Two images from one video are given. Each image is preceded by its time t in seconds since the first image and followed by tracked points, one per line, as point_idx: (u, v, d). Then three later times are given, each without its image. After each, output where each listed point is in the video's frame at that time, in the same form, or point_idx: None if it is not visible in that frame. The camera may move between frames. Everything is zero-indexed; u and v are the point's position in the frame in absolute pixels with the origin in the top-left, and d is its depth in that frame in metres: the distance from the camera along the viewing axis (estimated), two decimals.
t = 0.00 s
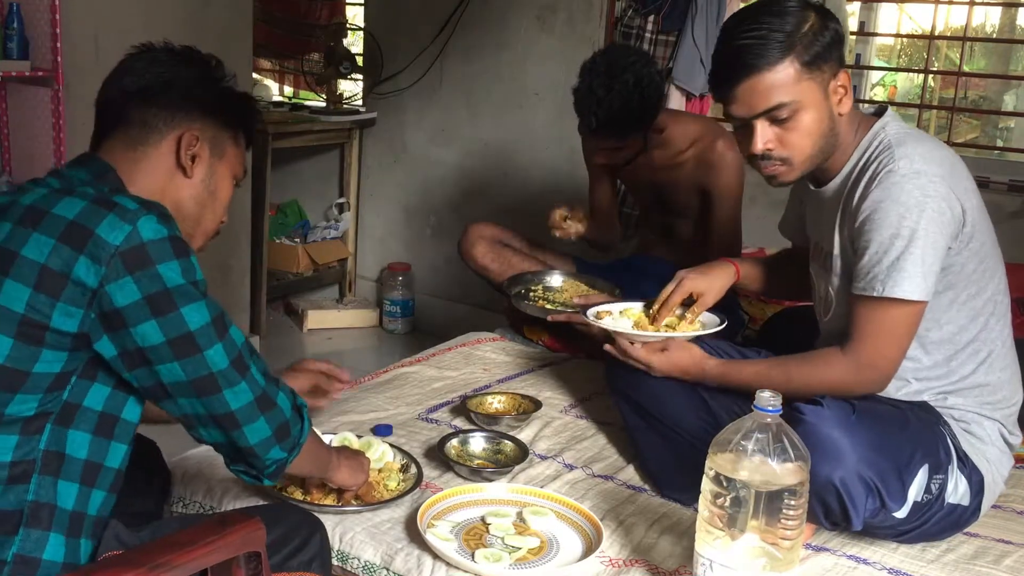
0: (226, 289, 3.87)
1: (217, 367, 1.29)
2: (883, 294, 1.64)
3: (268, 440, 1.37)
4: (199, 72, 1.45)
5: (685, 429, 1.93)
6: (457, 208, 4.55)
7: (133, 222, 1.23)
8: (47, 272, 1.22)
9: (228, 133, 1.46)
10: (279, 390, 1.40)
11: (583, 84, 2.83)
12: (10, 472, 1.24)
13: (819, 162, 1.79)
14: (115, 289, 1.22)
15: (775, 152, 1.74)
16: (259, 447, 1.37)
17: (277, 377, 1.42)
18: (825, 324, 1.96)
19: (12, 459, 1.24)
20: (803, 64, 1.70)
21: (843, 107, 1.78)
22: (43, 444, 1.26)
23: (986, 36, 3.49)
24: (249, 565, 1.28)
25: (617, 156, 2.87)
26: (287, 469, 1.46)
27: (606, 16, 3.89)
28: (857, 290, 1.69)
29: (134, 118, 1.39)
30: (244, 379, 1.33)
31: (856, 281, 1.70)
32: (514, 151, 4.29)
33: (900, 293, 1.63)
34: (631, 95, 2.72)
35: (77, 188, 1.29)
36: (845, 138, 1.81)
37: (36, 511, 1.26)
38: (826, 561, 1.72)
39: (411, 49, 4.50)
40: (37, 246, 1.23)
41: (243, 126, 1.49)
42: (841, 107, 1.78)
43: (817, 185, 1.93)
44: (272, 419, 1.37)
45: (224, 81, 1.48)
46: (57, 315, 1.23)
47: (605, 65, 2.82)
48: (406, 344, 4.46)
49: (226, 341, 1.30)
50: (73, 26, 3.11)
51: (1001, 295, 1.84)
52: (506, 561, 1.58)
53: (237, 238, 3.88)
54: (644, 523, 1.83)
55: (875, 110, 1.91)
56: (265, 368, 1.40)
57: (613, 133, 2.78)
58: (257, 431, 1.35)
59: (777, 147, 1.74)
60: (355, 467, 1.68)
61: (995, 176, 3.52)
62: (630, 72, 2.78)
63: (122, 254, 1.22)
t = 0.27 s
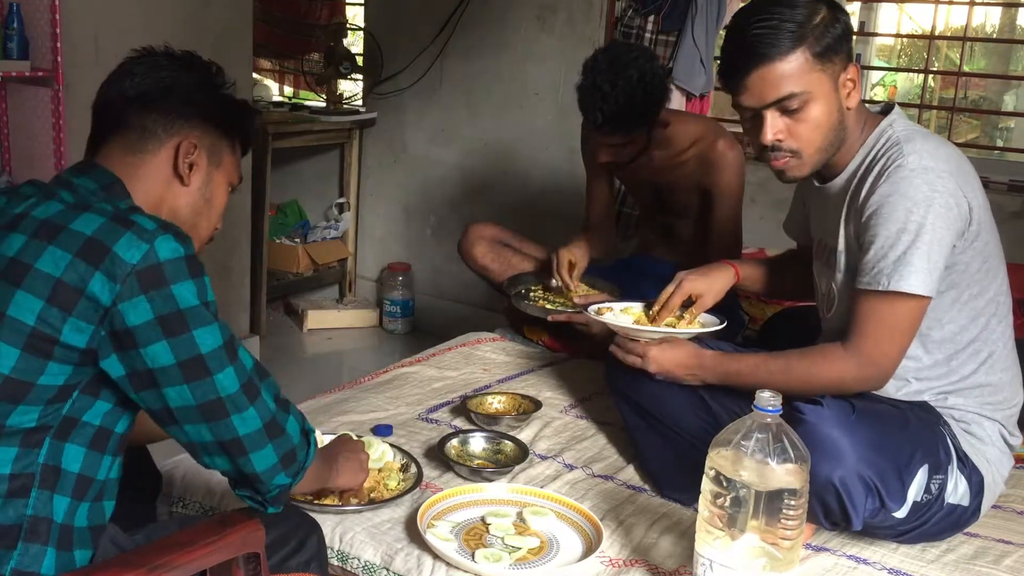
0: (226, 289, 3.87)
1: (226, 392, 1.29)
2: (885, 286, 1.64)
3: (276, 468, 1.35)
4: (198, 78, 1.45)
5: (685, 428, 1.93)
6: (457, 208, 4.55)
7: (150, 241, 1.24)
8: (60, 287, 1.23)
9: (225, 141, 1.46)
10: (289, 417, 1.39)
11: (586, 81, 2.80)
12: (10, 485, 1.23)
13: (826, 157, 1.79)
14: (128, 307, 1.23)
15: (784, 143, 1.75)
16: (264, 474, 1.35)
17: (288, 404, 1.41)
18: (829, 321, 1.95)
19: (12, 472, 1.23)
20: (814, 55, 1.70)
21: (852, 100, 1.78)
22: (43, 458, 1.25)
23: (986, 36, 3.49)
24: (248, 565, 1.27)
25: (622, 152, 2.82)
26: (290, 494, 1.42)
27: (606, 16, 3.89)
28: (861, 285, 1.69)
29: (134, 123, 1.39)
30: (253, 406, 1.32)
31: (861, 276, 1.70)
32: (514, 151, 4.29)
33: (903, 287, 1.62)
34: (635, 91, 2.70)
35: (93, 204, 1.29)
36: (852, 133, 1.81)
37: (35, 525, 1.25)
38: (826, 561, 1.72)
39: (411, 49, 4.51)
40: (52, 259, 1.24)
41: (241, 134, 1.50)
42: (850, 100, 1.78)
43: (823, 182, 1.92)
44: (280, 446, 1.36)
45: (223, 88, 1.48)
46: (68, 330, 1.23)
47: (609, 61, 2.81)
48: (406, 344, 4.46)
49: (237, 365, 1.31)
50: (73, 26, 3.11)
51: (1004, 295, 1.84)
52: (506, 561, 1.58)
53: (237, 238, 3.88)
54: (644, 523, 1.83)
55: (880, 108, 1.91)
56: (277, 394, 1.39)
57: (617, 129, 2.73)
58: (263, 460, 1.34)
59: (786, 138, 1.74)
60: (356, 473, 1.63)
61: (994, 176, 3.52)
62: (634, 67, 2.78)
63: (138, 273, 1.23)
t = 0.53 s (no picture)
0: (226, 289, 3.87)
1: (221, 391, 1.28)
2: (941, 282, 1.60)
3: (267, 471, 1.35)
4: (186, 80, 1.46)
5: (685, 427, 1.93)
6: (457, 208, 4.55)
7: (150, 237, 1.25)
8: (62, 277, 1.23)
9: (215, 142, 1.46)
10: (283, 421, 1.38)
11: (590, 80, 2.78)
12: (14, 476, 1.23)
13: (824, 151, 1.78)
14: (127, 300, 1.23)
15: (783, 135, 1.74)
16: (256, 477, 1.34)
17: (285, 407, 1.40)
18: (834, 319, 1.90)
19: (16, 463, 1.24)
20: (815, 46, 1.71)
21: (853, 94, 1.79)
22: (45, 450, 1.26)
23: (985, 36, 3.49)
24: (249, 565, 1.27)
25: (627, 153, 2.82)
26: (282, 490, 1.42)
27: (606, 15, 3.89)
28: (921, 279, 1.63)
29: (124, 124, 1.40)
30: (245, 408, 1.31)
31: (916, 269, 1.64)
32: (514, 151, 4.29)
33: (960, 279, 1.59)
34: (639, 92, 2.69)
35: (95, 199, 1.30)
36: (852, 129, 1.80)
37: (37, 516, 1.25)
38: (826, 561, 1.72)
39: (411, 49, 4.50)
40: (55, 250, 1.24)
41: (229, 136, 1.50)
42: (851, 95, 1.78)
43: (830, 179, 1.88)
44: (273, 450, 1.35)
45: (212, 92, 1.49)
46: (69, 319, 1.24)
47: (612, 61, 2.81)
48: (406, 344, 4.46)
49: (232, 363, 1.30)
50: (73, 26, 3.11)
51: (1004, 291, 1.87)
52: (506, 561, 1.58)
53: (237, 238, 3.87)
54: (644, 523, 1.83)
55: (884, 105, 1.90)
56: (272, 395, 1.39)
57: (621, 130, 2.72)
58: (253, 463, 1.33)
59: (785, 130, 1.73)
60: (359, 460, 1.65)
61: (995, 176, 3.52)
62: (637, 66, 2.78)
63: (138, 267, 1.24)
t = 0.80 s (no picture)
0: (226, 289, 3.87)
1: (225, 389, 1.28)
2: (995, 283, 1.53)
3: (269, 470, 1.35)
4: (182, 93, 1.48)
5: (686, 427, 1.93)
6: (457, 208, 4.55)
7: (162, 237, 1.26)
8: (76, 272, 1.24)
9: (212, 153, 1.49)
10: (285, 423, 1.37)
11: (589, 79, 2.79)
12: (23, 468, 1.23)
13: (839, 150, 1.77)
14: (137, 297, 1.24)
15: (798, 132, 1.73)
16: (257, 477, 1.34)
17: (286, 408, 1.39)
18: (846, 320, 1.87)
19: (26, 454, 1.24)
20: (833, 43, 1.70)
21: (868, 94, 1.78)
22: (55, 444, 1.26)
23: (986, 36, 3.49)
24: (249, 564, 1.27)
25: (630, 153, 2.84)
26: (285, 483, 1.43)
27: (606, 15, 3.89)
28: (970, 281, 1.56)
29: (123, 134, 1.42)
30: (247, 409, 1.30)
31: (962, 268, 1.58)
32: (515, 150, 4.29)
33: (1015, 277, 1.51)
34: (639, 90, 2.70)
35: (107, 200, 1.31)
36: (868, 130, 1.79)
37: (45, 508, 1.26)
38: (826, 561, 1.72)
39: (411, 49, 4.51)
40: (69, 246, 1.25)
41: (225, 149, 1.53)
42: (865, 95, 1.78)
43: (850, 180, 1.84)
44: (274, 451, 1.35)
45: (207, 103, 1.51)
46: (81, 313, 1.24)
47: (612, 60, 2.81)
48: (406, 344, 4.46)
49: (236, 363, 1.30)
50: (73, 26, 3.11)
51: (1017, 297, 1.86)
52: (506, 561, 1.58)
53: (238, 238, 3.87)
54: (644, 523, 1.83)
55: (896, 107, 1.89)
56: (274, 397, 1.38)
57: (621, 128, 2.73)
58: (253, 463, 1.33)
59: (799, 127, 1.72)
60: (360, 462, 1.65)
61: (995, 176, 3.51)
62: (637, 65, 2.78)
63: (148, 265, 1.24)
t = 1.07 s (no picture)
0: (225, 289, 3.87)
1: (224, 383, 1.28)
2: (990, 302, 1.50)
3: (268, 468, 1.35)
4: (170, 92, 1.49)
5: (686, 426, 1.93)
6: (457, 208, 4.55)
7: (161, 232, 1.26)
8: (76, 268, 1.25)
9: (203, 149, 1.49)
10: (282, 419, 1.39)
11: (587, 78, 2.79)
12: (25, 468, 1.24)
13: (860, 145, 1.70)
14: (137, 291, 1.24)
15: (817, 123, 1.66)
16: (256, 474, 1.35)
17: (284, 405, 1.41)
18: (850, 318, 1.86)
19: (28, 454, 1.24)
20: (866, 36, 1.62)
21: (898, 91, 1.70)
22: (57, 443, 1.26)
23: (986, 36, 3.49)
24: (249, 564, 1.27)
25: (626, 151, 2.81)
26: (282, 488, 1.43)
27: (606, 15, 3.89)
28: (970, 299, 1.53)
29: (115, 135, 1.43)
30: (247, 403, 1.31)
31: (965, 286, 1.55)
32: (515, 151, 4.29)
33: (1011, 300, 1.49)
34: (636, 87, 2.69)
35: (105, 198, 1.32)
36: (893, 126, 1.73)
37: (48, 508, 1.26)
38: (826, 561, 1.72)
39: (410, 49, 4.50)
40: (69, 242, 1.26)
41: (217, 145, 1.53)
42: (895, 92, 1.69)
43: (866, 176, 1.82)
44: (273, 446, 1.36)
45: (195, 100, 1.52)
46: (82, 310, 1.25)
47: (610, 58, 2.81)
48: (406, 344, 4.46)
49: (236, 357, 1.31)
50: (73, 26, 3.11)
51: None
52: (506, 561, 1.58)
53: (238, 238, 3.87)
54: (644, 523, 1.83)
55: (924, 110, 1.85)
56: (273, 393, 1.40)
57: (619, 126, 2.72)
58: (254, 459, 1.33)
59: (820, 118, 1.65)
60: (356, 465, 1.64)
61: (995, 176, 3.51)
62: (635, 64, 2.78)
63: (148, 259, 1.25)
